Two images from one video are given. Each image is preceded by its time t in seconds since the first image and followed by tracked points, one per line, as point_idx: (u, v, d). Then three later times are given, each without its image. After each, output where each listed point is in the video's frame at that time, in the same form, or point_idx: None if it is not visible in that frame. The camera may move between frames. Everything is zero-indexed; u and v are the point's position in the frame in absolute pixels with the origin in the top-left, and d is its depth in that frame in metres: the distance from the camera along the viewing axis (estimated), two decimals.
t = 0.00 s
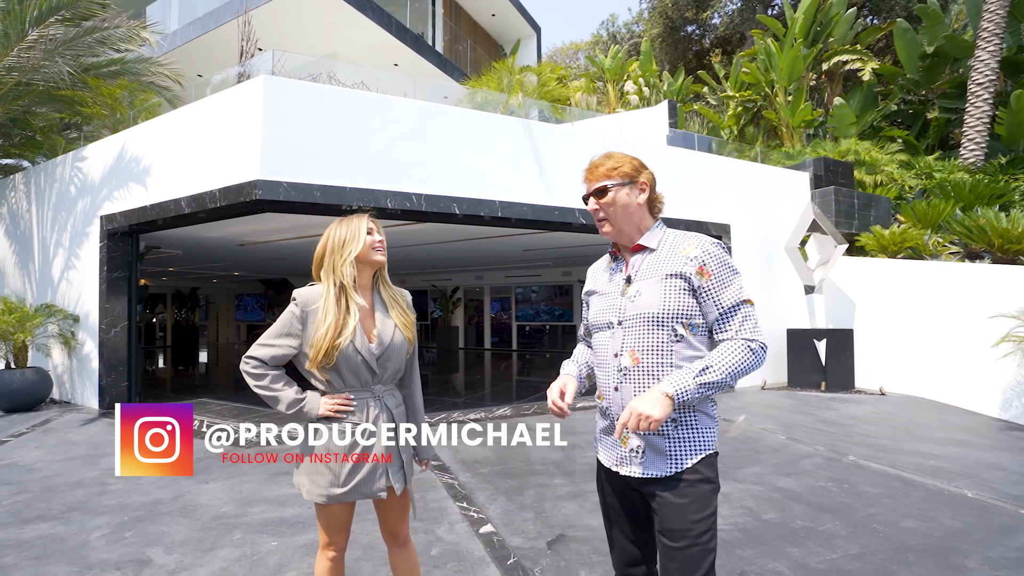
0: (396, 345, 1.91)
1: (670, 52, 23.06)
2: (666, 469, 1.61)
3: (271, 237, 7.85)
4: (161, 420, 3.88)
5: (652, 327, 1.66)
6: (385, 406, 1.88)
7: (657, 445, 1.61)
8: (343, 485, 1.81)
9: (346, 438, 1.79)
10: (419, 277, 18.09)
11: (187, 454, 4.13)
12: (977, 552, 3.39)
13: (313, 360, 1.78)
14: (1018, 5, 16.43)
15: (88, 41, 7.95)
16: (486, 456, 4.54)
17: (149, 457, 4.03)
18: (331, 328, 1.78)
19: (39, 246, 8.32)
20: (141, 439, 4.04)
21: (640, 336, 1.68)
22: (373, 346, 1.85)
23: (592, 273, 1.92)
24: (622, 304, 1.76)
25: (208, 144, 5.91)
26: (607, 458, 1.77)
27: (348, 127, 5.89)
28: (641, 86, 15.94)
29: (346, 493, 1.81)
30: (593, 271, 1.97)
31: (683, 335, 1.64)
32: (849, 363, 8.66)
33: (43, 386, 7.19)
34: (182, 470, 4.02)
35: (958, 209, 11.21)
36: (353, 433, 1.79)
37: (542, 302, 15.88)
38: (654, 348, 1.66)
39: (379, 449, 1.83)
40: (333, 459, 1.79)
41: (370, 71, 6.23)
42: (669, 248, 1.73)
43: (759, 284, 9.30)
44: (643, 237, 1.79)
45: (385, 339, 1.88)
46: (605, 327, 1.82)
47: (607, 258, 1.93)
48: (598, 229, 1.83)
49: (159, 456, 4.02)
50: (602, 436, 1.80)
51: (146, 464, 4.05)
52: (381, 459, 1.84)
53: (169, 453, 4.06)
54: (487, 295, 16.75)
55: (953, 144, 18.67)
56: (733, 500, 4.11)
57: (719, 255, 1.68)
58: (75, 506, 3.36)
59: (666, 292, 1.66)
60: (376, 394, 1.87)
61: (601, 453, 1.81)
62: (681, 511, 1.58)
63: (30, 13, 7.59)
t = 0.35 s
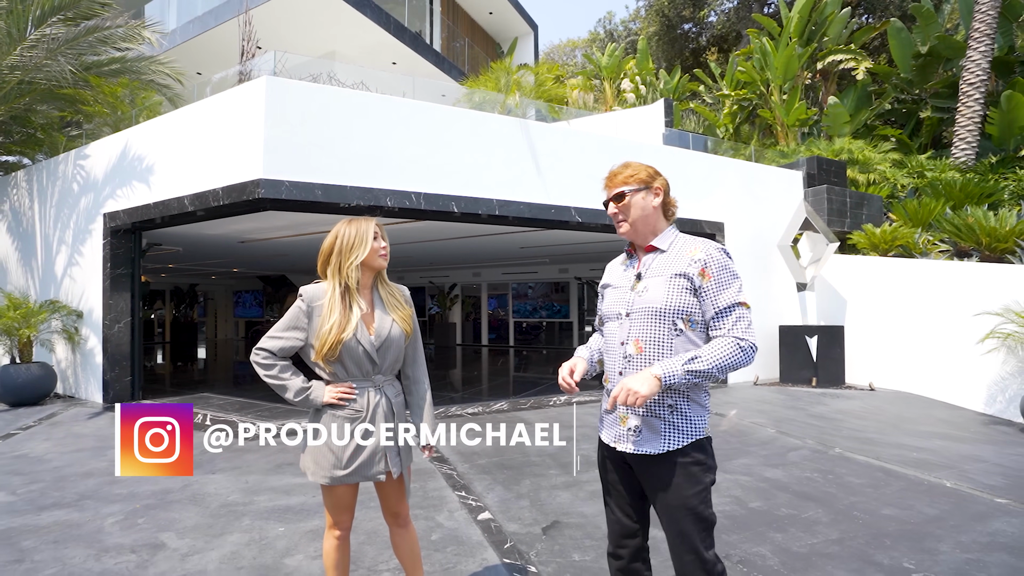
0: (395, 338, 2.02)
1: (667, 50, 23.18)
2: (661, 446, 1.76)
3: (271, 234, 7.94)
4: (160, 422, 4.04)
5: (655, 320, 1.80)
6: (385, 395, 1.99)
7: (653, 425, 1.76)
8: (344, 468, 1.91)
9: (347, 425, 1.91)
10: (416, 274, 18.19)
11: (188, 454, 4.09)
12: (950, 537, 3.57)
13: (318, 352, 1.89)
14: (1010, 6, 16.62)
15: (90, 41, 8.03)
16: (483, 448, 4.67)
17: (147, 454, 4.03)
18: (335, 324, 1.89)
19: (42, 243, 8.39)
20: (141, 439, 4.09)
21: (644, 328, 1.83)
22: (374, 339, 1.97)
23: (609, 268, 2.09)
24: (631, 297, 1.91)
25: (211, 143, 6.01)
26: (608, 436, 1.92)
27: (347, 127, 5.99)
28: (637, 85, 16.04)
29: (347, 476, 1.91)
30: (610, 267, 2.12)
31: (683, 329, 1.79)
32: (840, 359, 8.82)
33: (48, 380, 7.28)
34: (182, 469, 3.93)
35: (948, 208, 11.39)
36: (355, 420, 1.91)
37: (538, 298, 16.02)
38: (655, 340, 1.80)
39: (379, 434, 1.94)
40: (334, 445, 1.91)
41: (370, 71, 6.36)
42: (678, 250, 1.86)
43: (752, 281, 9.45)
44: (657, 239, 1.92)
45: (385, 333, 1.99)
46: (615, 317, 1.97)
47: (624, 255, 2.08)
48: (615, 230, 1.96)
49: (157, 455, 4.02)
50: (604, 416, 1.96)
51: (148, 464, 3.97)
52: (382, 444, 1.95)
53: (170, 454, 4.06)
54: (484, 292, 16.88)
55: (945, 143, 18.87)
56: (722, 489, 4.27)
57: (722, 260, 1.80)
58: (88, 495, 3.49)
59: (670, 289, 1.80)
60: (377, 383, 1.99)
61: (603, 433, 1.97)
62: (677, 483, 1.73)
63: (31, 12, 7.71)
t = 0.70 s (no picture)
0: (394, 320, 2.11)
1: (673, 34, 22.97)
2: (682, 428, 1.87)
3: (275, 218, 8.02)
4: (163, 419, 3.34)
5: (673, 314, 1.89)
6: (385, 373, 2.09)
7: (672, 409, 1.87)
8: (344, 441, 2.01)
9: (347, 401, 2.02)
10: (420, 258, 18.29)
11: (190, 457, 3.50)
12: (933, 518, 3.69)
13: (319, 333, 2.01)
14: None
15: (93, 24, 8.05)
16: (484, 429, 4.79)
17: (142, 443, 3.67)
18: (335, 307, 2.00)
19: (50, 226, 8.51)
20: (145, 439, 3.34)
21: (664, 320, 1.91)
22: (372, 320, 2.06)
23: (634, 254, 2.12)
24: (651, 287, 1.98)
25: (216, 128, 6.06)
26: (632, 414, 2.04)
27: (350, 113, 6.04)
28: (643, 69, 15.94)
29: (346, 449, 2.01)
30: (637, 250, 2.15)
31: (698, 322, 1.86)
32: (839, 346, 8.89)
33: (61, 361, 7.45)
34: (181, 470, 3.46)
35: (953, 196, 11.37)
36: (355, 398, 2.02)
37: (541, 283, 16.10)
38: (674, 332, 1.89)
39: (377, 411, 2.04)
40: (335, 420, 2.02)
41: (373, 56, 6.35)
42: (697, 242, 1.90)
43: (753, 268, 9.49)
44: (676, 228, 1.96)
45: (384, 315, 2.09)
46: (638, 304, 2.05)
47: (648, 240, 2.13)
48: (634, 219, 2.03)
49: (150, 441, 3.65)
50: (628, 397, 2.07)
51: (150, 465, 3.40)
52: (377, 422, 2.04)
53: (173, 454, 3.46)
54: (487, 277, 16.96)
55: (954, 129, 18.73)
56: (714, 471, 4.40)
57: (740, 253, 1.82)
58: (103, 469, 3.65)
59: (686, 284, 1.86)
60: (376, 362, 2.09)
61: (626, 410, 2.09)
62: (700, 461, 1.87)
63: None
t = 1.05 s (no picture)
0: (402, 309, 2.17)
1: (695, 19, 22.56)
2: (690, 416, 1.81)
3: (295, 209, 8.16)
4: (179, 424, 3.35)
5: (679, 296, 1.87)
6: (392, 360, 2.16)
7: (681, 395, 1.83)
8: (353, 424, 2.09)
9: (355, 386, 2.10)
10: (438, 248, 18.42)
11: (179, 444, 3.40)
12: (950, 514, 3.64)
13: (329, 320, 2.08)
14: None
15: (120, 20, 8.25)
16: (497, 417, 4.86)
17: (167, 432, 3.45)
18: (344, 295, 2.07)
19: (82, 217, 8.79)
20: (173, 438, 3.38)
21: (672, 303, 1.90)
22: (380, 309, 2.12)
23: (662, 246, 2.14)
24: (664, 273, 1.98)
25: (237, 120, 6.19)
26: (648, 404, 2.01)
27: (366, 104, 6.11)
28: (663, 55, 15.73)
29: (354, 431, 2.09)
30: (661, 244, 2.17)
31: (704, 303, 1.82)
32: (861, 339, 8.74)
33: (94, 347, 7.73)
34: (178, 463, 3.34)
35: (986, 184, 11.03)
36: (363, 382, 2.09)
37: (559, 273, 16.10)
38: (682, 316, 1.86)
39: (383, 396, 2.12)
40: (344, 404, 2.10)
41: (388, 47, 6.40)
42: (705, 224, 1.87)
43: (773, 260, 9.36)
44: (687, 215, 1.95)
45: (392, 304, 2.15)
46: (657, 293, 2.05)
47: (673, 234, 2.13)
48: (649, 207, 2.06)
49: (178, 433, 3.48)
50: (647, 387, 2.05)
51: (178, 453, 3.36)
52: (385, 407, 2.11)
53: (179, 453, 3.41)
54: (505, 267, 17.00)
55: (990, 113, 18.09)
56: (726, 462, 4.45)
57: (747, 232, 1.76)
58: (132, 449, 3.81)
59: (691, 265, 1.85)
60: (384, 349, 2.15)
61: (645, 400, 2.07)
62: (709, 453, 1.79)
63: None
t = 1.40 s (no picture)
0: (417, 304, 2.25)
1: (733, 11, 22.03)
2: (698, 412, 1.79)
3: (328, 205, 8.37)
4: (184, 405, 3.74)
5: (681, 291, 1.88)
6: (407, 353, 2.24)
7: (685, 391, 1.81)
8: (367, 414, 2.17)
9: (370, 377, 2.18)
10: (469, 245, 18.61)
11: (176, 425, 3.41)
12: (986, 527, 3.50)
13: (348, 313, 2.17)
14: None
15: (168, 25, 8.58)
16: (518, 413, 4.93)
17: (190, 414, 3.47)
18: (362, 290, 2.16)
19: (132, 212, 9.22)
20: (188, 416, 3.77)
21: (675, 300, 1.91)
22: (396, 304, 2.21)
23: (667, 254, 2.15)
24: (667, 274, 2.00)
25: (274, 119, 6.41)
26: (655, 406, 1.98)
27: (397, 103, 6.25)
28: (698, 49, 15.45)
29: (369, 421, 2.17)
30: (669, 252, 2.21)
31: (707, 295, 1.82)
32: (902, 343, 8.42)
33: (141, 335, 8.13)
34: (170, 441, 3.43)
35: None
36: (377, 374, 2.18)
37: (589, 271, 16.05)
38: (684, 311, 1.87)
39: (397, 387, 2.20)
40: (359, 394, 2.19)
41: (418, 46, 6.50)
42: (702, 220, 1.91)
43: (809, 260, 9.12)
44: (687, 216, 1.97)
45: (408, 299, 2.23)
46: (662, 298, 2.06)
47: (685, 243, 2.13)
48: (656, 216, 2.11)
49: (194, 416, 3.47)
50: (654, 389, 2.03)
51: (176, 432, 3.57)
52: (398, 398, 2.19)
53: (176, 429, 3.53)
54: (535, 264, 17.03)
55: None
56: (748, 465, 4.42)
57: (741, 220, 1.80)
58: (171, 432, 4.03)
59: (690, 260, 1.87)
60: (399, 343, 2.24)
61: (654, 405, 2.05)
62: (711, 456, 1.77)
63: (119, 2, 8.23)
